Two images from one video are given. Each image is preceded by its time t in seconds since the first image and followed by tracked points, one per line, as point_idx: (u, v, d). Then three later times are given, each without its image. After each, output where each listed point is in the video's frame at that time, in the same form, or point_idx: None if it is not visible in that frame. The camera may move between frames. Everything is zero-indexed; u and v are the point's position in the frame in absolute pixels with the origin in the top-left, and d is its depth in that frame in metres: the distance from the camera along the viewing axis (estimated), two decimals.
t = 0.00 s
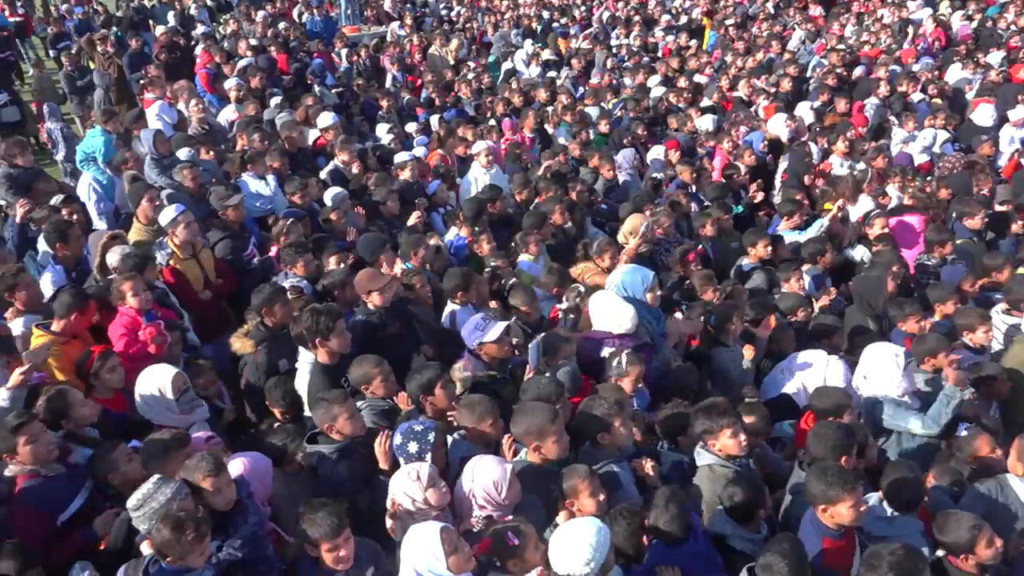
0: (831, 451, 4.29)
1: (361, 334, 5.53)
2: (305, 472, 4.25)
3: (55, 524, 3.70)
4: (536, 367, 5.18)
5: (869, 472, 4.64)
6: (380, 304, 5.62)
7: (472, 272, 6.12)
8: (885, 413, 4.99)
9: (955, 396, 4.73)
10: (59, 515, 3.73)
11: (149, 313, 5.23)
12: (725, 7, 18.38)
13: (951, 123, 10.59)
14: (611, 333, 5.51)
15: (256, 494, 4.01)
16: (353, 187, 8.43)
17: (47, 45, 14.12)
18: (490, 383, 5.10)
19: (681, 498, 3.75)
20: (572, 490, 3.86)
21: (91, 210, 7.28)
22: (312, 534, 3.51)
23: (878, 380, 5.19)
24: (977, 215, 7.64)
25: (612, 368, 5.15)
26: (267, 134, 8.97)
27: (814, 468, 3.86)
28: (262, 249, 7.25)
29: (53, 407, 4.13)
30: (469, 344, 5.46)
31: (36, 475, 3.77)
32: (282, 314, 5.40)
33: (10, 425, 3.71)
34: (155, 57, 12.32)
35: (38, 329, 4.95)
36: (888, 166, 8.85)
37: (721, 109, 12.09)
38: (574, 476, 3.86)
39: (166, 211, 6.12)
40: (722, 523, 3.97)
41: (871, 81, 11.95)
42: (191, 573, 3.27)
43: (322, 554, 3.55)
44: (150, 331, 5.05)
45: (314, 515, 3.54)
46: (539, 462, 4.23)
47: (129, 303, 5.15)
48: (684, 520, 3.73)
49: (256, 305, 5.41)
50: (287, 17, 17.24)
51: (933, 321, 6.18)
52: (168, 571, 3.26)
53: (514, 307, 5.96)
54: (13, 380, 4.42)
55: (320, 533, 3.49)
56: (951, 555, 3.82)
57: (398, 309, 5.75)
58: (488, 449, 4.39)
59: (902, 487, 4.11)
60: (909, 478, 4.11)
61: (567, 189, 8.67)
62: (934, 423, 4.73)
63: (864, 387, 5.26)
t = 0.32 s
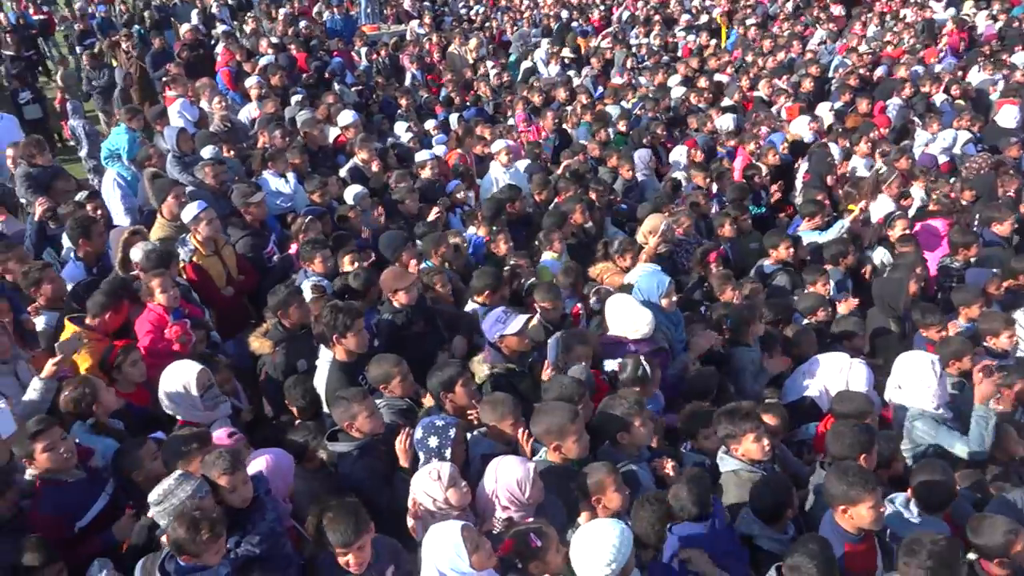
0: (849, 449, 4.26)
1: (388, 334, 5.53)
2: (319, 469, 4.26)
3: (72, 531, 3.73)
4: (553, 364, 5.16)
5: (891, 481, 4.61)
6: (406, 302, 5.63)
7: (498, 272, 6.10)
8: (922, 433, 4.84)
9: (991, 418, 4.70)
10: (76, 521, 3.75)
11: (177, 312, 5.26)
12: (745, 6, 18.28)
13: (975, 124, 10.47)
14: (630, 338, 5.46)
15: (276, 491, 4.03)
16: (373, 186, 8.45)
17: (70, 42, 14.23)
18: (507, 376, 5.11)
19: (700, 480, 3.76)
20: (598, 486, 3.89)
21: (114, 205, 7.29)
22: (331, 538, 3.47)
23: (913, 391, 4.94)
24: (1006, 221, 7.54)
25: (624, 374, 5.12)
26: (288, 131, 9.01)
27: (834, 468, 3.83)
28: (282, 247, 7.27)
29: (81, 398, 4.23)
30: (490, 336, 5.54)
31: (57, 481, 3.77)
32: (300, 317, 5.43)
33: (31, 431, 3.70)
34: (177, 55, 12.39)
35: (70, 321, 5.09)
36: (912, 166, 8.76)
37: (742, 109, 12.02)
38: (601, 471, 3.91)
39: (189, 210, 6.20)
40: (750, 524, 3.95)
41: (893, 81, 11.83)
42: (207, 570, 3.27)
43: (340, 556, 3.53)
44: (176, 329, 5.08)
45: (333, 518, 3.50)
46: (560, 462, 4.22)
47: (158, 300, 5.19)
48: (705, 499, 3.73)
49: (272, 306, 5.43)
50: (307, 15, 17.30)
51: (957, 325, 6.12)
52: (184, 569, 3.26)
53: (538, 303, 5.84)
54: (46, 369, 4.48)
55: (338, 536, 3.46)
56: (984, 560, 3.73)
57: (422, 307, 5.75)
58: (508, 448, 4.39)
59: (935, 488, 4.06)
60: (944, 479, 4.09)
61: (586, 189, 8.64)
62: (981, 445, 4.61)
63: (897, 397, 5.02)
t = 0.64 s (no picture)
0: (865, 450, 4.23)
1: (411, 333, 5.62)
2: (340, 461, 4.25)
3: (87, 535, 3.74)
4: (567, 362, 5.17)
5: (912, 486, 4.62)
6: (428, 299, 5.66)
7: (515, 274, 6.09)
8: (954, 443, 4.77)
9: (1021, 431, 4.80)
10: (92, 525, 3.75)
11: (197, 309, 5.27)
12: (763, 5, 18.18)
13: (996, 124, 10.37)
14: (648, 338, 5.47)
15: (296, 487, 4.06)
16: (389, 184, 8.47)
17: (90, 42, 14.35)
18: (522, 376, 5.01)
19: (713, 482, 3.74)
20: (619, 481, 3.98)
21: (134, 200, 7.34)
22: (347, 532, 3.46)
23: (939, 399, 4.91)
24: None
25: (636, 376, 5.11)
26: (305, 130, 9.05)
27: (850, 467, 3.83)
28: (298, 245, 7.28)
29: (100, 392, 4.27)
30: (503, 337, 5.50)
31: (74, 484, 3.78)
32: (316, 319, 5.41)
33: (45, 431, 3.72)
34: (195, 54, 12.47)
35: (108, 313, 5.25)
36: (931, 167, 8.69)
37: (759, 109, 11.95)
38: (622, 467, 4.02)
39: (207, 207, 6.22)
40: (765, 527, 3.92)
41: (913, 81, 11.74)
42: (223, 564, 3.28)
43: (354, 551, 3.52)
44: (195, 328, 5.08)
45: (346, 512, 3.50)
46: (577, 462, 4.22)
47: (178, 298, 5.21)
48: (717, 501, 3.70)
49: (286, 306, 5.40)
50: (324, 14, 17.37)
51: (978, 327, 6.06)
52: (199, 564, 3.26)
53: (552, 301, 5.85)
54: (65, 364, 4.48)
55: (355, 531, 3.44)
56: None
57: (444, 306, 5.76)
58: (525, 447, 4.39)
59: (951, 486, 3.96)
60: (964, 480, 3.98)
61: (602, 188, 8.62)
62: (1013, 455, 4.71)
63: (924, 406, 4.99)
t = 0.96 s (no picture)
0: (886, 451, 4.14)
1: (425, 330, 5.61)
2: (357, 460, 4.22)
3: (105, 530, 3.72)
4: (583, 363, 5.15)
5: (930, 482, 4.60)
6: (447, 297, 5.67)
7: (528, 275, 6.09)
8: (975, 444, 4.72)
9: None
10: (109, 521, 3.73)
11: (207, 308, 5.26)
12: (777, 4, 18.12)
13: (1013, 123, 10.29)
14: (665, 336, 5.49)
15: (308, 483, 4.08)
16: (403, 183, 8.49)
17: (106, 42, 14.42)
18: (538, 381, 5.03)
19: (714, 498, 3.68)
20: (638, 479, 3.98)
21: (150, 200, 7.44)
22: (369, 525, 3.49)
23: (960, 400, 4.89)
24: None
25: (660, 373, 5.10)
26: (319, 129, 9.07)
27: (862, 463, 3.80)
28: (312, 244, 7.29)
29: (117, 392, 4.29)
30: (514, 343, 5.39)
31: (95, 478, 3.78)
32: (328, 319, 5.41)
33: (71, 424, 3.76)
34: (209, 54, 12.52)
35: (140, 309, 5.32)
36: (948, 166, 8.62)
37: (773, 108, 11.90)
38: (641, 467, 4.01)
39: (221, 206, 6.24)
40: (776, 536, 3.91)
41: (930, 80, 11.65)
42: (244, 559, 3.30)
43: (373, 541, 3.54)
44: (207, 326, 5.10)
45: (371, 506, 3.52)
46: (593, 462, 4.22)
47: (189, 298, 5.18)
48: (720, 517, 3.67)
49: (300, 305, 5.33)
50: (338, 13, 17.41)
51: (995, 327, 6.01)
52: (218, 560, 3.28)
53: (564, 301, 5.87)
54: (81, 360, 4.52)
55: (375, 522, 3.48)
56: None
57: (461, 305, 5.77)
58: (540, 447, 4.37)
59: (979, 492, 3.95)
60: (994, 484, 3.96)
61: (615, 188, 8.59)
62: None
63: (944, 407, 4.96)
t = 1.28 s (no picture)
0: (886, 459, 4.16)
1: (436, 328, 5.58)
2: (372, 461, 4.27)
3: (123, 521, 3.75)
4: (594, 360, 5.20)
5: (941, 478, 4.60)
6: (460, 296, 5.68)
7: (540, 275, 6.09)
8: (991, 446, 4.70)
9: None
10: (127, 513, 3.76)
11: (215, 308, 5.24)
12: (788, 4, 18.07)
13: None
14: (682, 336, 5.46)
15: (325, 478, 4.13)
16: (415, 183, 8.50)
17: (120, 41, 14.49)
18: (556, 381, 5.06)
19: (732, 499, 3.67)
20: (650, 482, 3.93)
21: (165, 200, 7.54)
22: (384, 511, 3.50)
23: (977, 401, 4.86)
24: None
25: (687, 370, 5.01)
26: (330, 129, 9.08)
27: (871, 463, 3.78)
28: (323, 243, 7.30)
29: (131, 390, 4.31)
30: (526, 343, 5.35)
31: (114, 470, 3.82)
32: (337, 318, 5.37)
33: (93, 416, 3.78)
34: (221, 54, 12.56)
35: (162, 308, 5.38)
36: (961, 166, 8.57)
37: (785, 108, 11.85)
38: (654, 470, 3.96)
39: (232, 205, 6.26)
40: (792, 540, 3.89)
41: (943, 79, 11.59)
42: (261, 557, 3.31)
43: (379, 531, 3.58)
44: (216, 327, 5.11)
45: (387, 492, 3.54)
46: (605, 462, 4.21)
47: (198, 298, 5.18)
48: (736, 516, 3.65)
49: (312, 306, 5.31)
50: (349, 13, 17.46)
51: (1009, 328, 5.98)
52: (235, 558, 3.28)
53: (577, 300, 5.85)
54: (92, 362, 4.53)
55: (390, 511, 3.49)
56: None
57: (474, 304, 5.77)
58: (553, 448, 4.37)
59: (1002, 489, 3.98)
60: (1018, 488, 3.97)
61: (626, 187, 8.57)
62: None
63: (962, 408, 4.93)
